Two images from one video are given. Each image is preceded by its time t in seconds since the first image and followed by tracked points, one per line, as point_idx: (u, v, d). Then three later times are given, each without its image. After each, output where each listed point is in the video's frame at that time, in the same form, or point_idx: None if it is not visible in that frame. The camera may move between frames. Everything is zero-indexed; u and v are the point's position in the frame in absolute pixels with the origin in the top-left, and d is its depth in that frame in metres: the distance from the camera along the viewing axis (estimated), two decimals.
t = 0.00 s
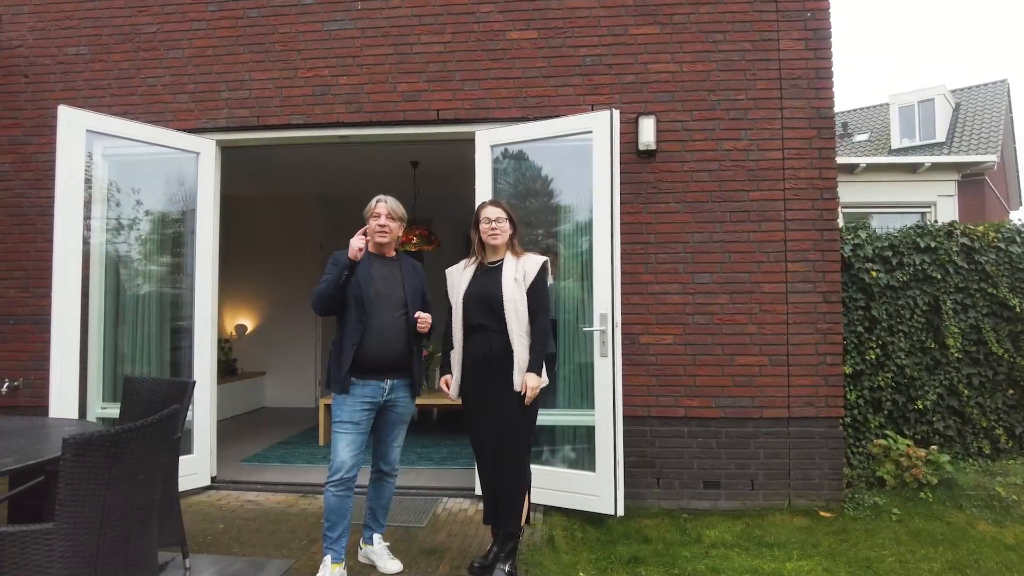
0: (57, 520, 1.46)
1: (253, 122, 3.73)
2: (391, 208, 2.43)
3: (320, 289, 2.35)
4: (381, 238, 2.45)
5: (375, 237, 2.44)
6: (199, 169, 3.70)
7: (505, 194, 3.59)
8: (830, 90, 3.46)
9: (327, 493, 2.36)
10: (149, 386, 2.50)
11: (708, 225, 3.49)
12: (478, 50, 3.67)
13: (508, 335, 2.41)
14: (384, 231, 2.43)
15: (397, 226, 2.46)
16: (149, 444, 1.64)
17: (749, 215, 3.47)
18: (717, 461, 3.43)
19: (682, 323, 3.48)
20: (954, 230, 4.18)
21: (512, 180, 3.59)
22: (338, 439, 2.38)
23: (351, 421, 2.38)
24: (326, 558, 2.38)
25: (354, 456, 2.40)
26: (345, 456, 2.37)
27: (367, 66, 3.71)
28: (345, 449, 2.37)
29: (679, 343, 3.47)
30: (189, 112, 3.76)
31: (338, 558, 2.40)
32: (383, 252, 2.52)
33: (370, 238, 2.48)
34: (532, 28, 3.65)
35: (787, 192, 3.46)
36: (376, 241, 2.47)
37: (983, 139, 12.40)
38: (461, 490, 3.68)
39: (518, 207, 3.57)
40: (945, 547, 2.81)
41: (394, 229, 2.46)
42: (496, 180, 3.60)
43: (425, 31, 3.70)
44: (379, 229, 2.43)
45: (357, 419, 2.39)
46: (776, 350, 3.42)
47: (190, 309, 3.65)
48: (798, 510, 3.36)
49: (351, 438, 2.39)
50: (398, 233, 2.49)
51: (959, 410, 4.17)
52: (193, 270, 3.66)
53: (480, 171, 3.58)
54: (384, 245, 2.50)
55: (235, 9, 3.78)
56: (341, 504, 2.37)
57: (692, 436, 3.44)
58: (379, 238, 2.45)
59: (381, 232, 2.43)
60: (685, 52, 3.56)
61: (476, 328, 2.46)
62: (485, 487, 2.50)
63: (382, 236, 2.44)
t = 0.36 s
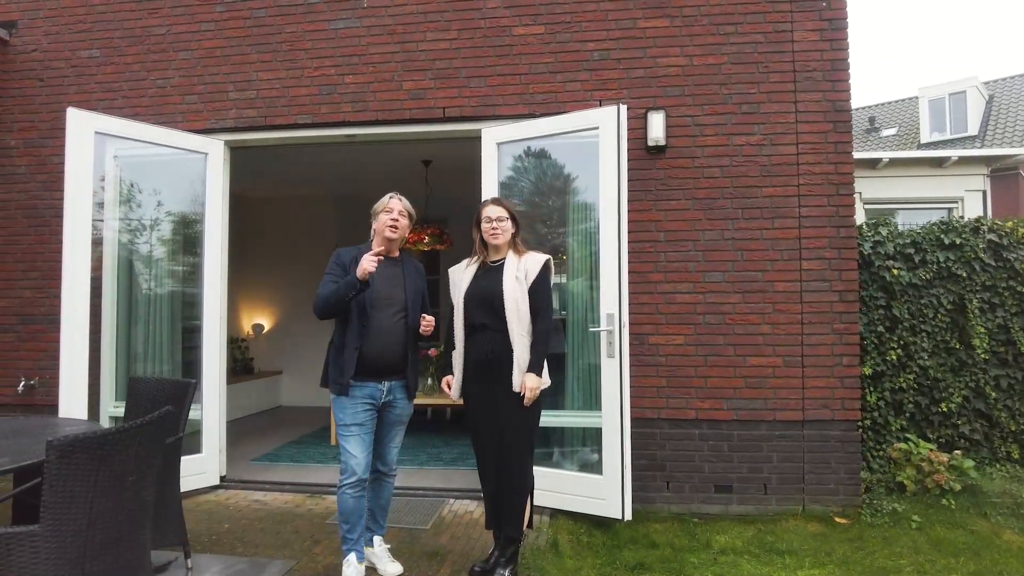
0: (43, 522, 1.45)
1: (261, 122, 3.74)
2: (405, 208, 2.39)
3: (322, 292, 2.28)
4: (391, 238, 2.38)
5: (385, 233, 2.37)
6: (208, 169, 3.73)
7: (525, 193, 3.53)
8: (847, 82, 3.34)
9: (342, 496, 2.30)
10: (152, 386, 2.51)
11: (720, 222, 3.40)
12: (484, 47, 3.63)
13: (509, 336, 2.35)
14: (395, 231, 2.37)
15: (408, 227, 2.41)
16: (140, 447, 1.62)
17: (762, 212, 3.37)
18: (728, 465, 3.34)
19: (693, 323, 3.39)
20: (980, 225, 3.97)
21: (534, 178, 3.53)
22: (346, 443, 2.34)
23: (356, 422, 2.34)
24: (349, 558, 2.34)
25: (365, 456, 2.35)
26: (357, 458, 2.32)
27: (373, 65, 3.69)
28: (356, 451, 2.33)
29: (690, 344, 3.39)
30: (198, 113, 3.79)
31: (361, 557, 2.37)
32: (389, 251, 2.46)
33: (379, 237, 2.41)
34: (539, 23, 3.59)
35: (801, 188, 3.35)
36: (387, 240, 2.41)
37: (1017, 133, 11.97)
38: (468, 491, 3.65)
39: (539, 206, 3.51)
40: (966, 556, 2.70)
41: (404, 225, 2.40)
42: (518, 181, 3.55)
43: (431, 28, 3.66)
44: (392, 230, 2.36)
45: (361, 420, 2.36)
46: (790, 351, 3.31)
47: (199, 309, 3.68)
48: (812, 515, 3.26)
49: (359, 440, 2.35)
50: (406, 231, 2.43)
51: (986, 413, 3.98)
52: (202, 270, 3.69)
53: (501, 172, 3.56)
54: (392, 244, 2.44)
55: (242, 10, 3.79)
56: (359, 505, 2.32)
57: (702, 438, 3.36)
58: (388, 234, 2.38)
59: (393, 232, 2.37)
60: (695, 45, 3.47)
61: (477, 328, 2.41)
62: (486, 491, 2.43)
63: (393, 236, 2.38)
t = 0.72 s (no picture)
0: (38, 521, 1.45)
1: (272, 123, 3.76)
2: (402, 206, 2.37)
3: (320, 301, 2.28)
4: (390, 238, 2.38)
5: (383, 233, 2.36)
6: (220, 171, 3.76)
7: (548, 192, 3.48)
8: (866, 74, 3.23)
9: (343, 498, 2.30)
10: (160, 386, 2.52)
11: (734, 220, 3.32)
12: (493, 45, 3.59)
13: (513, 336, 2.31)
14: (394, 230, 2.36)
15: (406, 224, 2.40)
16: (135, 447, 1.61)
17: (777, 209, 3.28)
18: (743, 470, 3.26)
19: (706, 323, 3.32)
20: (1011, 222, 3.78)
21: (556, 178, 3.47)
22: (346, 445, 2.33)
23: (355, 425, 2.33)
24: (352, 561, 2.33)
25: (366, 458, 2.34)
26: (357, 460, 2.31)
27: (382, 65, 3.69)
28: (356, 455, 2.32)
29: (703, 345, 3.31)
30: (211, 115, 3.83)
31: (364, 559, 2.36)
32: (389, 251, 2.46)
33: (378, 237, 2.41)
34: (548, 20, 3.55)
35: (818, 184, 3.25)
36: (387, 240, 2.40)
37: None
38: (478, 493, 3.62)
39: (562, 205, 3.45)
40: (992, 567, 2.59)
41: (402, 225, 2.39)
42: (541, 180, 3.49)
43: (440, 27, 3.65)
44: (390, 229, 2.36)
45: (361, 423, 2.35)
46: (807, 352, 3.22)
47: (212, 309, 3.72)
48: (830, 522, 3.16)
49: (359, 444, 2.34)
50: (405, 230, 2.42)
51: (1018, 417, 3.79)
52: (215, 271, 3.73)
53: (524, 172, 3.52)
54: (391, 243, 2.43)
55: (253, 12, 3.82)
56: (359, 507, 2.31)
57: (716, 442, 3.28)
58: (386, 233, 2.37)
59: (392, 232, 2.36)
60: (708, 39, 3.39)
61: (481, 329, 2.37)
62: (490, 494, 2.38)
63: (392, 235, 2.37)
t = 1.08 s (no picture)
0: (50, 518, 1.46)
1: (290, 125, 3.81)
2: (407, 206, 2.36)
3: (325, 306, 2.28)
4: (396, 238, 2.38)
5: (389, 235, 2.38)
6: (239, 173, 3.82)
7: (573, 191, 3.43)
8: (889, 69, 3.14)
9: (353, 503, 2.30)
10: (175, 385, 2.56)
11: (752, 220, 3.26)
12: (508, 45, 3.58)
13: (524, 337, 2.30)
14: (399, 231, 2.37)
15: (412, 224, 2.40)
16: (145, 446, 1.63)
17: (797, 208, 3.21)
18: (762, 474, 3.19)
19: (725, 324, 3.26)
20: None
21: (581, 178, 3.42)
22: (354, 449, 2.32)
23: (363, 429, 2.33)
24: (365, 564, 2.33)
25: (375, 462, 2.34)
26: (367, 464, 2.31)
27: (398, 66, 3.70)
28: (365, 458, 2.31)
29: (721, 346, 3.25)
30: (230, 118, 3.89)
31: (377, 562, 2.36)
32: (394, 251, 2.46)
33: (384, 237, 2.41)
34: (564, 19, 3.53)
35: (840, 182, 3.17)
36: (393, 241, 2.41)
37: None
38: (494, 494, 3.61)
39: (585, 205, 3.40)
40: None
41: (409, 225, 2.38)
42: (566, 180, 3.45)
43: (455, 28, 3.65)
44: (397, 230, 2.36)
45: (369, 427, 2.34)
46: (828, 354, 3.14)
47: (231, 310, 3.78)
48: (852, 528, 3.08)
49: (368, 448, 2.33)
50: (412, 230, 2.41)
51: None
52: (234, 272, 3.79)
53: (548, 172, 3.49)
54: (398, 244, 2.44)
55: (272, 16, 3.86)
56: (370, 511, 2.31)
57: (734, 445, 3.22)
58: (392, 235, 2.38)
59: (398, 233, 2.37)
60: (725, 36, 3.33)
61: (491, 330, 2.35)
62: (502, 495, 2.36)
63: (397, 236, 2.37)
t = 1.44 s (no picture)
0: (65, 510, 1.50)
1: (307, 127, 3.86)
2: (405, 201, 2.37)
3: (324, 306, 2.32)
4: (395, 234, 2.39)
5: (389, 230, 2.39)
6: (258, 175, 3.88)
7: (597, 191, 3.38)
8: (911, 63, 3.07)
9: (360, 503, 2.32)
10: (191, 382, 2.62)
11: (769, 218, 3.21)
12: (522, 44, 3.58)
13: (532, 336, 2.29)
14: (398, 227, 2.37)
15: (410, 219, 2.40)
16: (156, 442, 1.67)
17: (815, 205, 3.16)
18: (778, 476, 3.14)
19: (741, 324, 3.22)
20: None
21: (604, 179, 3.37)
22: (358, 451, 2.34)
23: (368, 430, 2.34)
24: (374, 562, 2.35)
25: (381, 462, 2.36)
26: (372, 465, 2.33)
27: (412, 67, 3.73)
28: (370, 459, 2.33)
29: (737, 346, 3.21)
30: (249, 120, 3.95)
31: (387, 560, 2.38)
32: (395, 247, 2.48)
33: (384, 234, 2.43)
34: (577, 17, 3.51)
35: (859, 179, 3.11)
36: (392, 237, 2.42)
37: None
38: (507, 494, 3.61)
39: (607, 205, 3.36)
40: None
41: (408, 220, 2.40)
42: (589, 179, 3.41)
43: (469, 28, 3.66)
44: (395, 226, 2.37)
45: (373, 428, 2.35)
46: (847, 354, 3.08)
47: (250, 309, 3.84)
48: (872, 532, 3.01)
49: (374, 449, 2.35)
50: (412, 225, 2.42)
51: None
52: (252, 272, 3.85)
53: (571, 172, 3.46)
54: (398, 240, 2.45)
55: (289, 19, 3.92)
56: (378, 510, 2.33)
57: (750, 446, 3.18)
58: (392, 231, 2.39)
59: (398, 228, 2.38)
60: (741, 32, 3.29)
61: (500, 329, 2.36)
62: (512, 493, 2.36)
63: (397, 231, 2.38)
